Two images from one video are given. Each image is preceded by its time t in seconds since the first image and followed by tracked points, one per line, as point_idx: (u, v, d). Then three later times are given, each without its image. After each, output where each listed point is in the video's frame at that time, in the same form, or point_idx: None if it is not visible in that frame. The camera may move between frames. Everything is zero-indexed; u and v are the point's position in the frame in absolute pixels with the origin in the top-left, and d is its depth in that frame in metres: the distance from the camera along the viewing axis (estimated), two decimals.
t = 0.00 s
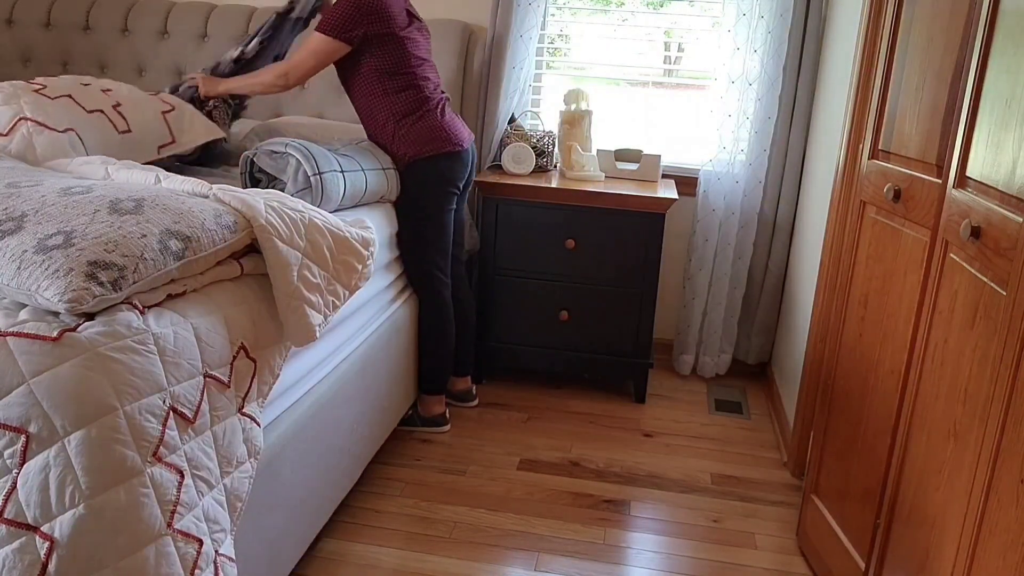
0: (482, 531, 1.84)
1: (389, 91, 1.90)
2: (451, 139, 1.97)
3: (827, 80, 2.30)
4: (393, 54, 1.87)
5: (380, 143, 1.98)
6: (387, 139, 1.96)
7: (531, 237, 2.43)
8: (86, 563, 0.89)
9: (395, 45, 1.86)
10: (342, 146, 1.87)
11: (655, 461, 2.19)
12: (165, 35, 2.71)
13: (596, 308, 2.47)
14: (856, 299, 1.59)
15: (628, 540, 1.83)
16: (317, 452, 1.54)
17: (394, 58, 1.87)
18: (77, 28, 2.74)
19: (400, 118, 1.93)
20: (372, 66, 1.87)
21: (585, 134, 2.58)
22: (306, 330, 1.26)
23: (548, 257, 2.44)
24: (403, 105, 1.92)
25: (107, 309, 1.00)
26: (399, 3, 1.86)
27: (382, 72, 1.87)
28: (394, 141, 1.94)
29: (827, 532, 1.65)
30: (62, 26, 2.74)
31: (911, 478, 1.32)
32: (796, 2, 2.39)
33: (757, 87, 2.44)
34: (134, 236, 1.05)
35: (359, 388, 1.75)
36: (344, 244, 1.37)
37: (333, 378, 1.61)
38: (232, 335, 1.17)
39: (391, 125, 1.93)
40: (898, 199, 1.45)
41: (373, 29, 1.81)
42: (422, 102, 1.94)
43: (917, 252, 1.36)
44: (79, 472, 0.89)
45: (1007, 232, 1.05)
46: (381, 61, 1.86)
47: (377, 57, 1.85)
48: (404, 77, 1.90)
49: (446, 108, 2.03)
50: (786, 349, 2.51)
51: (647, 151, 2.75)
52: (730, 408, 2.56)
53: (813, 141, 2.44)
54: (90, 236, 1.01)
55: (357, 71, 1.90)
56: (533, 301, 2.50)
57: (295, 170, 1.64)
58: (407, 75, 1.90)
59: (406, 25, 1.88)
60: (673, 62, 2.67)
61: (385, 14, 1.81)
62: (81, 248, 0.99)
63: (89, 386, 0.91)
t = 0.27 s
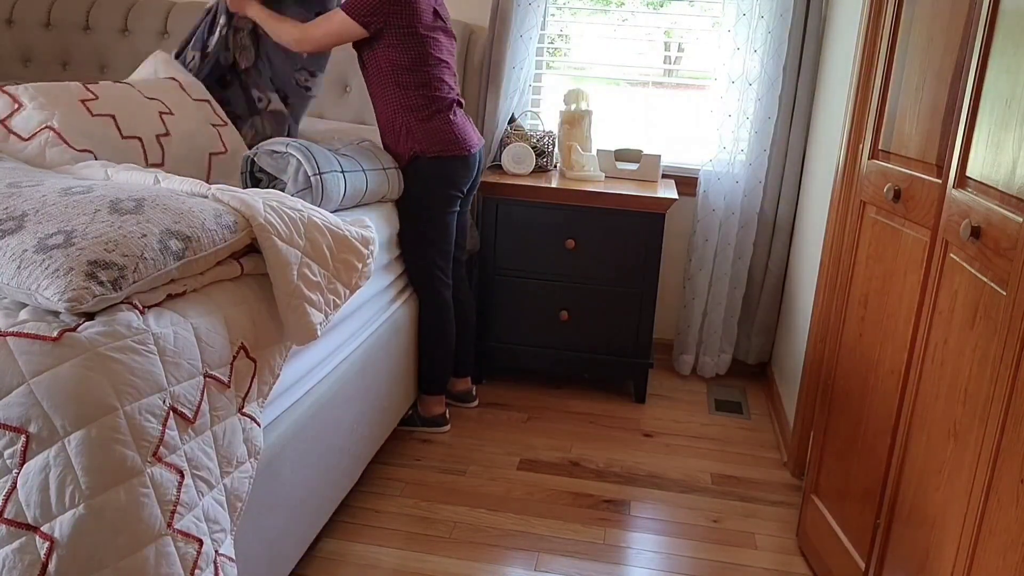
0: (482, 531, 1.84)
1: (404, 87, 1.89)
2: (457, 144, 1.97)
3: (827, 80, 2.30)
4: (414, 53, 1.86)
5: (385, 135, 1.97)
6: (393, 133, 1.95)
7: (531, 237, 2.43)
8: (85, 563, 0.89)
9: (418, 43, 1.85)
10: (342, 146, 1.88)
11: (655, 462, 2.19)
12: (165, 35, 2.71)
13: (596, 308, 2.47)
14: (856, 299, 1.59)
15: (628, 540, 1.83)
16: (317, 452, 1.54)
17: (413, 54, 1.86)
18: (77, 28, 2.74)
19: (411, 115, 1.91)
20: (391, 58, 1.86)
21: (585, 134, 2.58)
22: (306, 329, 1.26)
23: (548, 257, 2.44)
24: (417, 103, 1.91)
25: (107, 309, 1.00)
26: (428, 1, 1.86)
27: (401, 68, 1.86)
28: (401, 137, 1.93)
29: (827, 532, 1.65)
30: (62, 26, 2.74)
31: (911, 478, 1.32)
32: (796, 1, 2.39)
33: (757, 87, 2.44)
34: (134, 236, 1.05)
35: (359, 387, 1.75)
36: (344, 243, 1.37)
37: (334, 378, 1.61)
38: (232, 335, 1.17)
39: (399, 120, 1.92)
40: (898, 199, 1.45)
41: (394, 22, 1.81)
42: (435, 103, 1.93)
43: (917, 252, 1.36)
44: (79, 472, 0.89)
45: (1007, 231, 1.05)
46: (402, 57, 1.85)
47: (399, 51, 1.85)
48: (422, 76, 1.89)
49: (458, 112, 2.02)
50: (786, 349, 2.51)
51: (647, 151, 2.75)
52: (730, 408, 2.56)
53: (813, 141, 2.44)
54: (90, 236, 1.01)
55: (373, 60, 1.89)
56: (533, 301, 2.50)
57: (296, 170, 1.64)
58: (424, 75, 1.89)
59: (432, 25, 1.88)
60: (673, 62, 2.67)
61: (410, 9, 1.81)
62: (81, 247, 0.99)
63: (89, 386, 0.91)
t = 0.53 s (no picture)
0: (482, 531, 1.84)
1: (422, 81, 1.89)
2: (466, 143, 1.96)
3: (827, 81, 2.30)
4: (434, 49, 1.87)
5: (394, 130, 1.97)
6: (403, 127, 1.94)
7: (531, 237, 2.43)
8: (85, 563, 0.89)
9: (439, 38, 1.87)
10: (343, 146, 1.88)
11: (655, 462, 2.19)
12: (165, 35, 2.71)
13: (596, 308, 2.47)
14: (856, 299, 1.59)
15: (628, 540, 1.83)
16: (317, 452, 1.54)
17: (432, 49, 1.87)
18: (77, 28, 2.74)
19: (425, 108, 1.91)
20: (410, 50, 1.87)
21: (585, 134, 2.58)
22: (306, 330, 1.26)
23: (548, 257, 2.44)
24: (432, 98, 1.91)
25: (107, 309, 1.00)
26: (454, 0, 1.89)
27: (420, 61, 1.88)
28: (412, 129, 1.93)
29: (827, 532, 1.65)
30: (62, 26, 2.74)
31: (911, 478, 1.32)
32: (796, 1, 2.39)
33: (757, 87, 2.44)
34: (134, 236, 1.05)
35: (359, 388, 1.75)
36: (344, 243, 1.37)
37: (334, 378, 1.61)
38: (232, 335, 1.17)
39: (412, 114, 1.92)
40: (898, 199, 1.45)
41: (418, 14, 1.83)
42: (450, 102, 1.94)
43: (917, 252, 1.36)
44: (78, 472, 0.89)
45: (1007, 232, 1.05)
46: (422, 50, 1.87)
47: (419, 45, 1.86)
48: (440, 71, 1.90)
49: (470, 115, 2.02)
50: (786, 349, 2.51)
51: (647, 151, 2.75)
52: (730, 408, 2.56)
53: (813, 141, 2.44)
54: (91, 236, 1.01)
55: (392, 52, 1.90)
56: (533, 302, 2.50)
57: (296, 170, 1.64)
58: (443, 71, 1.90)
59: (455, 24, 1.91)
60: (673, 62, 2.67)
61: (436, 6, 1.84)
62: (81, 247, 0.99)
63: (89, 385, 0.91)
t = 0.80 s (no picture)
0: (482, 531, 1.84)
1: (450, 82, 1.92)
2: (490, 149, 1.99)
3: (827, 81, 2.30)
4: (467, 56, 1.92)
5: (419, 133, 1.97)
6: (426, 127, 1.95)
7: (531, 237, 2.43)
8: (85, 563, 0.89)
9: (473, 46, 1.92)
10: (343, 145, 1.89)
11: (655, 461, 2.19)
12: (166, 35, 2.71)
13: (596, 308, 2.47)
14: (856, 299, 1.59)
15: (628, 540, 1.83)
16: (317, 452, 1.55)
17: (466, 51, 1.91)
18: (77, 28, 2.74)
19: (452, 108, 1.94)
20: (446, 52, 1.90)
21: (585, 134, 2.58)
22: (306, 330, 1.26)
23: (548, 257, 2.44)
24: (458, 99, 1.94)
25: (107, 309, 1.00)
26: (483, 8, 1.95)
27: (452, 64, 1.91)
28: (437, 131, 1.94)
29: (827, 532, 1.65)
30: (62, 26, 2.74)
31: (911, 478, 1.32)
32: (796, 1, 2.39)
33: (757, 87, 2.44)
34: (135, 236, 1.05)
35: (359, 388, 1.75)
36: (344, 244, 1.37)
37: (334, 378, 1.61)
38: (232, 336, 1.17)
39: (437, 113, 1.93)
40: (898, 199, 1.45)
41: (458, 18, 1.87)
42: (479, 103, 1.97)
43: (917, 252, 1.36)
44: (78, 472, 0.89)
45: (1007, 232, 1.05)
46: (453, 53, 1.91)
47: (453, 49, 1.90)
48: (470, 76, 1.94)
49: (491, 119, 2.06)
50: (786, 349, 2.51)
51: (647, 151, 2.75)
52: (730, 408, 2.56)
53: (813, 141, 2.44)
54: (91, 236, 1.01)
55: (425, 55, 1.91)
56: (533, 302, 2.50)
57: (296, 170, 1.64)
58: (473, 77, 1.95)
59: (487, 30, 1.96)
60: (673, 62, 2.67)
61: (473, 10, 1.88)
62: (81, 247, 0.99)
63: (90, 385, 0.91)
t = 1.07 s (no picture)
0: (482, 531, 1.84)
1: (487, 91, 1.95)
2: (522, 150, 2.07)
3: (827, 81, 2.30)
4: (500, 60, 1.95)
5: (445, 141, 1.97)
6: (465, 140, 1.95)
7: (531, 237, 2.43)
8: (86, 563, 0.88)
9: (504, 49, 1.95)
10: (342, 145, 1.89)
11: (655, 461, 2.19)
12: (166, 35, 2.71)
13: (597, 308, 2.47)
14: (856, 300, 1.59)
15: (628, 540, 1.83)
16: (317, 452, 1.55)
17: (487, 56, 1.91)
18: (77, 28, 2.74)
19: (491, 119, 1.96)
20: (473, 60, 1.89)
21: (585, 134, 2.58)
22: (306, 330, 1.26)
23: (548, 257, 2.44)
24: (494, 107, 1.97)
25: (107, 309, 1.00)
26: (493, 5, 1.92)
27: (487, 72, 1.93)
28: (480, 145, 1.95)
29: (827, 532, 1.65)
30: (62, 26, 2.74)
31: (911, 478, 1.32)
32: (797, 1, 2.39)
33: (757, 87, 2.44)
34: (134, 236, 1.05)
35: (359, 388, 1.75)
36: (344, 243, 1.37)
37: (334, 378, 1.61)
38: (232, 336, 1.17)
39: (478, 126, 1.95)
40: (898, 199, 1.45)
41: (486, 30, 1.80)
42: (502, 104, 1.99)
43: (917, 252, 1.36)
44: (78, 472, 0.89)
45: (1007, 232, 1.05)
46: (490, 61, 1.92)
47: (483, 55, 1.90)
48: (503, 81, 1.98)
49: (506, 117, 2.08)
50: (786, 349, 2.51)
51: (647, 151, 2.75)
52: (729, 408, 2.56)
53: (813, 141, 2.44)
54: (91, 236, 1.02)
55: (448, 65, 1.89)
56: (532, 302, 2.50)
57: (296, 170, 1.64)
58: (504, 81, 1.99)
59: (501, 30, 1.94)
60: (673, 62, 2.67)
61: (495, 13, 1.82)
62: (81, 247, 0.99)
63: (90, 385, 0.91)
